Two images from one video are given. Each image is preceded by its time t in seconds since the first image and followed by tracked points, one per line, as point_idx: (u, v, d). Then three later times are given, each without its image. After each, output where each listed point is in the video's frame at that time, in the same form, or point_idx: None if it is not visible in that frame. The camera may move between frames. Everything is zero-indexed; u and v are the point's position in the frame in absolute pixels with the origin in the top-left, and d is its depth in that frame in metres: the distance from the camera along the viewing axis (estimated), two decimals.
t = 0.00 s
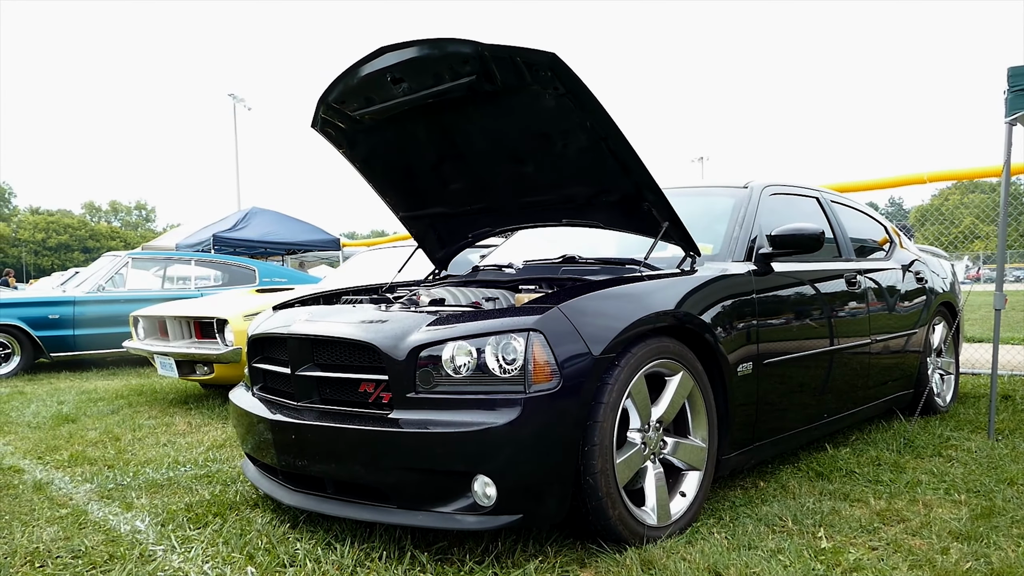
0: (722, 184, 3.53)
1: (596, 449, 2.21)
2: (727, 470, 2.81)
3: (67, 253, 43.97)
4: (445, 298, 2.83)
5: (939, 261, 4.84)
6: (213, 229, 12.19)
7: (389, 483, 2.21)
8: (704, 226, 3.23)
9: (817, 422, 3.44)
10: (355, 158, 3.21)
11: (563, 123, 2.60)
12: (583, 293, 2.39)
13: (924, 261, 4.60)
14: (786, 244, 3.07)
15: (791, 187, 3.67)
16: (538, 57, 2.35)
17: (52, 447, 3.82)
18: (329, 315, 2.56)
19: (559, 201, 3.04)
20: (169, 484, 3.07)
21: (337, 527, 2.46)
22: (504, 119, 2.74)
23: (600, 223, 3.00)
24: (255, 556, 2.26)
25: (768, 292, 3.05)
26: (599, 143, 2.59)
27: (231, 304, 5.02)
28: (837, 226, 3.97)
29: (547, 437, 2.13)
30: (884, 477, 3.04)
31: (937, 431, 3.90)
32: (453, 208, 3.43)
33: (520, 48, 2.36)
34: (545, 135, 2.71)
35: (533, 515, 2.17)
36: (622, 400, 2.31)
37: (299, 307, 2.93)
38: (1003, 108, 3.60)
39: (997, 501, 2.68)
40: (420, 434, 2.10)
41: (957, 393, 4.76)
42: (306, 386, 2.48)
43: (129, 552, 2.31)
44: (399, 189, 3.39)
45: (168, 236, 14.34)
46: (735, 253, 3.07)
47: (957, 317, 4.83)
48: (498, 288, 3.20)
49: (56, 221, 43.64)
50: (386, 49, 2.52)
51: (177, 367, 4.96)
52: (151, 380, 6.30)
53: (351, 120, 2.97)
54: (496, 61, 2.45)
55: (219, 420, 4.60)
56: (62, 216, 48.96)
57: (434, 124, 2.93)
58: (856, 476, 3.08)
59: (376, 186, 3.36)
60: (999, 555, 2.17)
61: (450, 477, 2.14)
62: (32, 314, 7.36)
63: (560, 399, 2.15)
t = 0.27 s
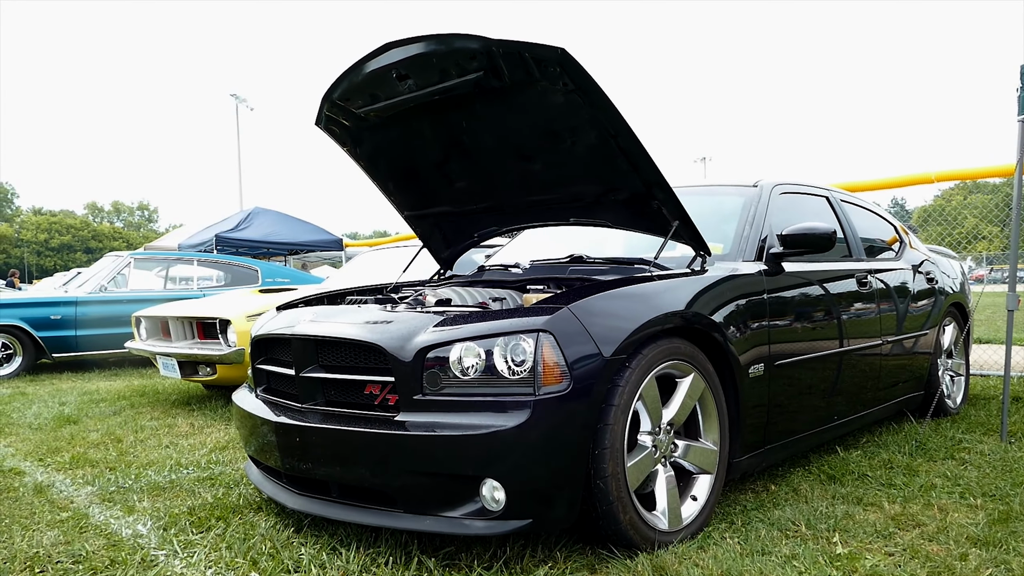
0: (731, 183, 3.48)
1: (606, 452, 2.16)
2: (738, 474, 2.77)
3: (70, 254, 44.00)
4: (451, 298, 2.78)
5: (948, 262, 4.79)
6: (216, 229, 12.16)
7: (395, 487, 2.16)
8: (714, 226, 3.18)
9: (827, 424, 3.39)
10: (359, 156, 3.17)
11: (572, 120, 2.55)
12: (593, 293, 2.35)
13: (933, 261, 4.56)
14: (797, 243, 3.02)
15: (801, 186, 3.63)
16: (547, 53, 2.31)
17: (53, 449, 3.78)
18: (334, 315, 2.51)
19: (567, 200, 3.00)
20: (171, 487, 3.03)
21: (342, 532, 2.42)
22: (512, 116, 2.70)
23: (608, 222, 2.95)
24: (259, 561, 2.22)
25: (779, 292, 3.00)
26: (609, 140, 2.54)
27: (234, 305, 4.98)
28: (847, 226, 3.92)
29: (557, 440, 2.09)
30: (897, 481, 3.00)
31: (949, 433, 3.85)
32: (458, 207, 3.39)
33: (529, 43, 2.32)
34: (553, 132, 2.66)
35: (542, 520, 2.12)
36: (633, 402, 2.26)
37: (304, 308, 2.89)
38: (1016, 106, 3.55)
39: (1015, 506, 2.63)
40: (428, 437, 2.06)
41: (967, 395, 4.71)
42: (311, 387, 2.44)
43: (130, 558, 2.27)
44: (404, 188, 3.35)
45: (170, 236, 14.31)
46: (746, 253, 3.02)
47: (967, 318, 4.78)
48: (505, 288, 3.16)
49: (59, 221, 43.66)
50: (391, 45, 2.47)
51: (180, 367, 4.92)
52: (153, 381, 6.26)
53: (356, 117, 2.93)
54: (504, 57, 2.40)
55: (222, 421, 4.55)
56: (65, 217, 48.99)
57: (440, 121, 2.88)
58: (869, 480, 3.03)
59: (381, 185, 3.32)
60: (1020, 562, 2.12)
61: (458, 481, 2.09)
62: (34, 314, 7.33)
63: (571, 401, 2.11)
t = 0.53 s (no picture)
0: (740, 184, 3.44)
1: (617, 458, 2.12)
2: (748, 479, 2.73)
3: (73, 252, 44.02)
4: (458, 300, 2.74)
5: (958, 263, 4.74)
6: (219, 229, 12.14)
7: (402, 493, 2.12)
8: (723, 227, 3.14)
9: (837, 428, 3.35)
10: (364, 157, 3.13)
11: (581, 120, 2.52)
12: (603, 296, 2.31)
13: (943, 263, 4.51)
14: (808, 245, 2.98)
15: (811, 187, 3.59)
16: (556, 52, 2.27)
17: (55, 450, 3.75)
18: (339, 318, 2.47)
19: (575, 201, 2.96)
20: (174, 491, 2.99)
21: (347, 538, 2.38)
22: (520, 116, 2.66)
23: (617, 223, 2.92)
24: (262, 568, 2.18)
25: (790, 295, 2.96)
26: (618, 140, 2.50)
27: (237, 305, 4.95)
28: (857, 227, 3.88)
29: (567, 446, 2.05)
30: (910, 487, 2.96)
31: (960, 438, 3.80)
32: (464, 208, 3.35)
33: (538, 42, 2.28)
34: (562, 132, 2.63)
35: (552, 527, 2.09)
36: (644, 407, 2.22)
37: (308, 309, 2.85)
38: None
39: None
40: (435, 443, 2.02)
41: (976, 399, 4.67)
42: (315, 391, 2.40)
43: (132, 564, 2.23)
44: (409, 188, 3.31)
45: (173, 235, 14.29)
46: (756, 255, 2.98)
47: (976, 321, 4.74)
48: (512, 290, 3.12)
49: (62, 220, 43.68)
50: (398, 43, 2.44)
51: (182, 368, 4.89)
52: (156, 381, 6.23)
53: (361, 116, 2.89)
54: (513, 55, 2.37)
55: (224, 423, 4.52)
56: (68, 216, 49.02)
57: (446, 121, 2.85)
58: (881, 486, 2.99)
59: (386, 186, 3.28)
60: None
61: (466, 487, 2.06)
62: (37, 314, 7.31)
63: (581, 407, 2.07)
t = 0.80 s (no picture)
0: (748, 188, 3.41)
1: (625, 467, 2.09)
2: (757, 487, 2.70)
3: (75, 251, 44.06)
4: (464, 304, 2.71)
5: (966, 268, 4.71)
6: (221, 228, 12.11)
7: (407, 501, 2.09)
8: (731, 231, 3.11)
9: (845, 435, 3.32)
10: (369, 158, 3.10)
11: (589, 123, 2.48)
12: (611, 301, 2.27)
13: (951, 268, 4.48)
14: (818, 250, 2.95)
15: (819, 191, 3.55)
16: (565, 53, 2.24)
17: (56, 453, 3.72)
18: (344, 322, 2.44)
19: (582, 204, 2.93)
20: (175, 495, 2.96)
21: (350, 545, 2.35)
22: (527, 118, 2.62)
23: (625, 227, 2.88)
24: None
25: (799, 300, 2.92)
26: (627, 143, 2.47)
27: (240, 306, 4.92)
28: (865, 231, 3.85)
29: (575, 455, 2.02)
30: (920, 495, 2.92)
31: (968, 444, 3.77)
32: (470, 210, 3.32)
33: (547, 43, 2.25)
34: (570, 135, 2.59)
35: (559, 537, 2.05)
36: (652, 415, 2.19)
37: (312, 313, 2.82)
38: None
39: None
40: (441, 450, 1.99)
41: (984, 405, 4.63)
42: (319, 396, 2.37)
43: (133, 571, 2.20)
44: (415, 190, 3.28)
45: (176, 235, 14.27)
46: (765, 259, 2.95)
47: (984, 326, 4.70)
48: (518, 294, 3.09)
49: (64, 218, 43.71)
50: (404, 44, 2.41)
51: (184, 370, 4.86)
52: (157, 382, 6.20)
53: (366, 118, 2.86)
54: (521, 57, 2.33)
55: (226, 425, 4.49)
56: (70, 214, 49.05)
57: (453, 123, 2.82)
58: (890, 494, 2.96)
59: (391, 188, 3.25)
60: None
61: (472, 496, 2.03)
62: (39, 314, 7.28)
63: (589, 415, 2.03)
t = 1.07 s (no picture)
0: (754, 191, 3.38)
1: (632, 476, 2.06)
2: (764, 494, 2.67)
3: (78, 252, 44.07)
4: (468, 310, 2.69)
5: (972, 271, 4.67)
6: (223, 230, 12.09)
7: (411, 511, 2.07)
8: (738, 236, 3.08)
9: (851, 441, 3.29)
10: (373, 162, 3.08)
11: (596, 128, 2.46)
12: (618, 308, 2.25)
13: (957, 271, 4.45)
14: (825, 255, 2.92)
15: (825, 194, 3.52)
16: (571, 58, 2.21)
17: (57, 458, 3.70)
18: (348, 329, 2.42)
19: (587, 209, 2.90)
20: (178, 502, 2.94)
21: (354, 555, 2.32)
22: (532, 123, 2.60)
23: (630, 232, 2.86)
24: None
25: (806, 305, 2.90)
26: (634, 148, 2.44)
27: (242, 310, 4.90)
28: (872, 235, 3.82)
29: (582, 465, 1.99)
30: (929, 502, 2.89)
31: (976, 450, 3.74)
32: (474, 215, 3.29)
33: (553, 47, 2.22)
34: (576, 140, 2.57)
35: (566, 547, 2.03)
36: (660, 423, 2.16)
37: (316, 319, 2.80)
38: None
39: None
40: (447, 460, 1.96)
41: (991, 409, 4.60)
42: (323, 404, 2.34)
43: None
44: (419, 194, 3.26)
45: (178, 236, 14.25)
46: (771, 264, 2.92)
47: (990, 329, 4.67)
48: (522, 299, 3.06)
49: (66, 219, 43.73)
50: (408, 48, 2.39)
51: (186, 373, 4.85)
52: (159, 385, 6.18)
53: (370, 122, 2.84)
54: (527, 61, 2.31)
55: (229, 430, 4.47)
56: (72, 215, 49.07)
57: (457, 127, 2.79)
58: (899, 500, 2.93)
59: (395, 191, 3.23)
60: None
61: (477, 506, 2.00)
62: (41, 316, 7.27)
63: (596, 424, 2.01)
